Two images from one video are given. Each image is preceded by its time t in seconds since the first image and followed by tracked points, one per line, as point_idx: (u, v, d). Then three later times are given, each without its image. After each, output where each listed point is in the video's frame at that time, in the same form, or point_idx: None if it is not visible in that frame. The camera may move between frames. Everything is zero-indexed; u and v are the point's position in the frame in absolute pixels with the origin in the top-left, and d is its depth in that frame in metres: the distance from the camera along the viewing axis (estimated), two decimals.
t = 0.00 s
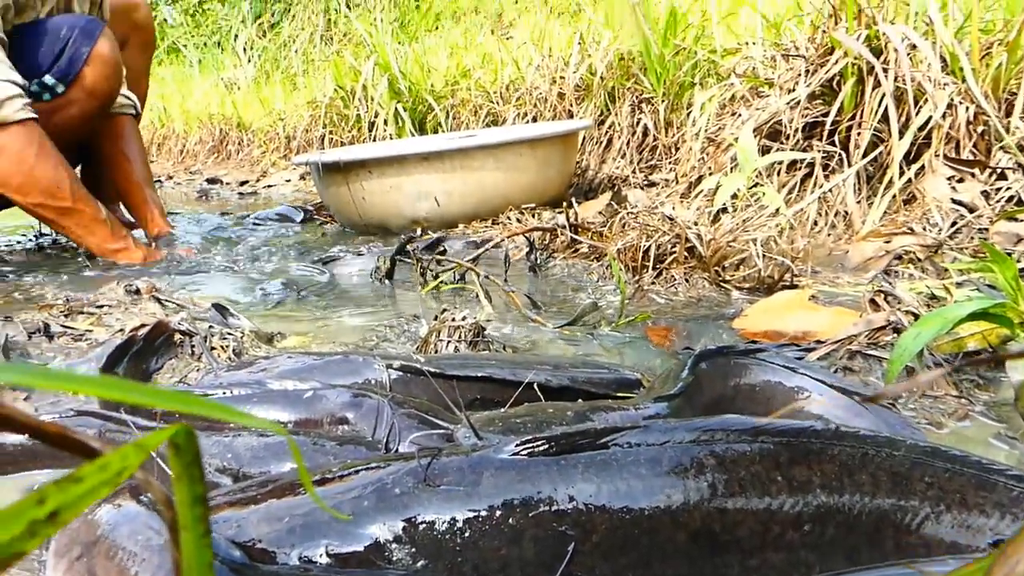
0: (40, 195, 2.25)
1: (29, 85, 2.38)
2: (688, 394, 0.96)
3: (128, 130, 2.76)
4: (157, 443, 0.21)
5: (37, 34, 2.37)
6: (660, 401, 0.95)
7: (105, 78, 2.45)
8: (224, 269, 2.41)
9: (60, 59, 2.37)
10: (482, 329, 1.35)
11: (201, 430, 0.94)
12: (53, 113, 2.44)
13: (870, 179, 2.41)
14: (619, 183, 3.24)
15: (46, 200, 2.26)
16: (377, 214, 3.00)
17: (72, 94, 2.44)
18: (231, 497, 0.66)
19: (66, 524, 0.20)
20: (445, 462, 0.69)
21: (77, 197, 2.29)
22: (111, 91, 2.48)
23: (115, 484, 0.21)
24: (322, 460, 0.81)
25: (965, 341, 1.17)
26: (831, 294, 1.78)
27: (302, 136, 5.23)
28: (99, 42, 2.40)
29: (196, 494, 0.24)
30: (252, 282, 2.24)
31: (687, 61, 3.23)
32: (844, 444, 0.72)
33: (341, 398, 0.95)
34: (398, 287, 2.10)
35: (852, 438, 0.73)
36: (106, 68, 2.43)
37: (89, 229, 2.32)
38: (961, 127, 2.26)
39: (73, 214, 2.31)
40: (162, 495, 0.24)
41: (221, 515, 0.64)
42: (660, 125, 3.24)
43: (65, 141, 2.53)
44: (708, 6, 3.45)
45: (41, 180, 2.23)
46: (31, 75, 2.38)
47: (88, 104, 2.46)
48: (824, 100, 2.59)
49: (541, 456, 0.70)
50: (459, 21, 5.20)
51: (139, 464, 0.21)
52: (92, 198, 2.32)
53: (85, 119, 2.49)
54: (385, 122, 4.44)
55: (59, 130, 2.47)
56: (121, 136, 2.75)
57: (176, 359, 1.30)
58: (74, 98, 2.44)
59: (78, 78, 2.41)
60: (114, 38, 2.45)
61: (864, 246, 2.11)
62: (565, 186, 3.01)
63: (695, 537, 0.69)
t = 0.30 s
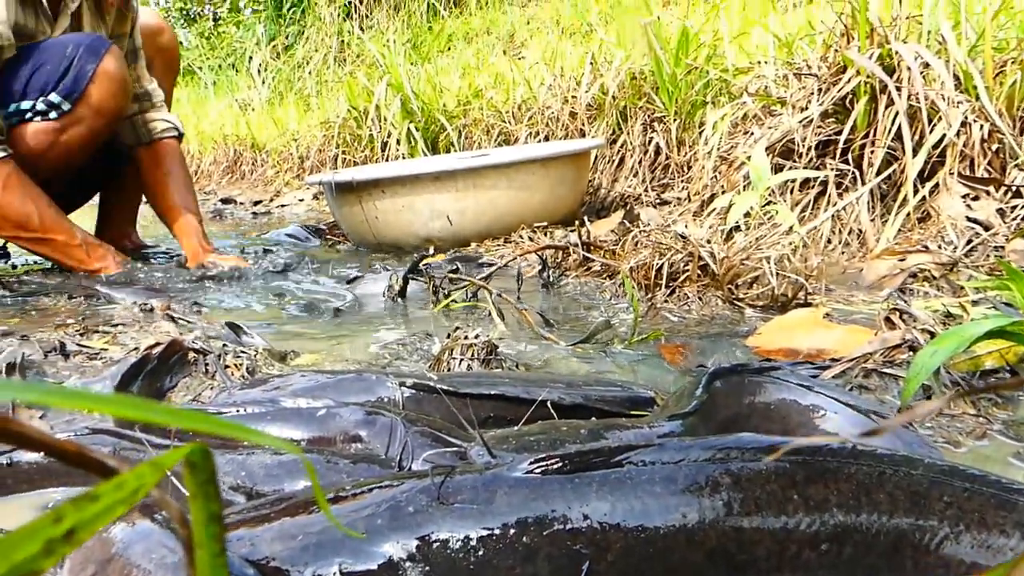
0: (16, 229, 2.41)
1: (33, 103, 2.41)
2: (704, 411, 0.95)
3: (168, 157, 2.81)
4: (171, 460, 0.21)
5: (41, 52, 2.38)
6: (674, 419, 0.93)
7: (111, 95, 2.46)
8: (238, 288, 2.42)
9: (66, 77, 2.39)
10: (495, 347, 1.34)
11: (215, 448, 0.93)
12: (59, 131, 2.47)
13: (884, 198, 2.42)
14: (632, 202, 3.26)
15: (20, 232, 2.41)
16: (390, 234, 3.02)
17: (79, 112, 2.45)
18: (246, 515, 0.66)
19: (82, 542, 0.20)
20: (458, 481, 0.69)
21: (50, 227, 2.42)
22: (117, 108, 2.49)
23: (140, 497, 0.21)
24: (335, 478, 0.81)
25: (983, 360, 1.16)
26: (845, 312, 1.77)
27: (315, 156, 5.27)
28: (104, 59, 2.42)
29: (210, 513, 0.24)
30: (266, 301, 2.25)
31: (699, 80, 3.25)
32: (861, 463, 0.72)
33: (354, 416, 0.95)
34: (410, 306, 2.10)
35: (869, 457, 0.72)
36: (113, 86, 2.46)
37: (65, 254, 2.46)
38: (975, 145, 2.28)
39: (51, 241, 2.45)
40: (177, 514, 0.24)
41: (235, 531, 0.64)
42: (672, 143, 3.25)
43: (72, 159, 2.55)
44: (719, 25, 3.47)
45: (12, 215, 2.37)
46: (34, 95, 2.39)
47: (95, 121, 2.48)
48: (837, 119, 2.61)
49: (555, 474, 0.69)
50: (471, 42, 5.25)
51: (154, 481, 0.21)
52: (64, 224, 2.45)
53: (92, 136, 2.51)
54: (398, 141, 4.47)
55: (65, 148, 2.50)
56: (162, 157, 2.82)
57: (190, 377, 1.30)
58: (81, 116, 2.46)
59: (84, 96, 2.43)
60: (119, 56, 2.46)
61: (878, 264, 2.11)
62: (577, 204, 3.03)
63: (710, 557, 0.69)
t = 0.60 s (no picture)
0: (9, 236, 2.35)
1: (28, 115, 2.39)
2: (712, 418, 0.95)
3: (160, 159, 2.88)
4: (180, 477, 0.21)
5: (37, 65, 2.40)
6: (682, 425, 0.93)
7: (106, 104, 2.47)
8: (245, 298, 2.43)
9: (61, 87, 2.39)
10: (502, 355, 1.34)
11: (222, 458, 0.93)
12: (55, 143, 2.45)
13: (889, 200, 2.44)
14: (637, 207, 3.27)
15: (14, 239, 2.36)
16: (396, 243, 3.04)
17: (74, 122, 2.45)
18: (254, 527, 0.66)
19: (91, 558, 0.20)
20: (466, 490, 0.69)
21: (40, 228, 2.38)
22: (114, 117, 2.50)
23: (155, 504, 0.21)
24: (343, 488, 0.81)
25: (991, 362, 1.15)
26: (852, 316, 1.77)
27: (320, 165, 5.29)
28: (99, 69, 2.43)
29: (221, 528, 0.24)
30: (272, 311, 2.26)
31: (702, 85, 3.27)
32: (869, 468, 0.72)
33: (362, 426, 0.94)
34: (416, 314, 2.10)
35: (878, 463, 0.72)
36: (109, 95, 2.47)
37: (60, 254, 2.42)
38: (979, 146, 2.30)
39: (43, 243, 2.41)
40: (187, 528, 0.24)
41: (244, 543, 0.64)
42: (677, 148, 3.27)
43: (70, 172, 2.53)
44: (722, 30, 3.49)
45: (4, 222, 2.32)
46: (29, 106, 2.38)
47: (92, 132, 2.49)
48: (841, 122, 2.62)
49: (563, 482, 0.69)
50: (475, 50, 5.27)
51: (165, 496, 0.21)
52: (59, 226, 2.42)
53: (89, 146, 2.50)
54: (402, 150, 4.49)
55: (62, 159, 2.48)
56: (152, 166, 2.89)
57: (197, 389, 1.30)
58: (77, 126, 2.46)
59: (79, 107, 2.43)
60: (115, 66, 2.48)
61: (884, 267, 2.12)
62: (582, 210, 3.05)
63: (720, 564, 0.69)
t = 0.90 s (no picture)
0: None
1: (44, 121, 2.42)
2: (717, 424, 0.95)
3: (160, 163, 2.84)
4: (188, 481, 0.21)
5: (54, 71, 2.42)
6: (687, 431, 0.93)
7: (119, 111, 2.47)
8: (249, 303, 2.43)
9: (76, 94, 2.40)
10: (505, 360, 1.33)
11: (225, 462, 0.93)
12: (69, 149, 2.48)
13: (893, 207, 2.44)
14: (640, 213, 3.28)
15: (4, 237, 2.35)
16: (399, 248, 3.06)
17: (88, 129, 2.46)
18: (258, 531, 0.66)
19: (97, 562, 0.20)
20: (471, 495, 0.69)
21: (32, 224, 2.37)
22: (126, 124, 2.50)
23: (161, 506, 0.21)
24: (347, 493, 0.81)
25: (998, 369, 1.15)
26: (856, 322, 1.76)
27: (324, 169, 5.30)
28: (112, 77, 2.44)
29: (228, 531, 0.24)
30: (275, 315, 2.26)
31: (705, 90, 3.28)
32: (877, 475, 0.71)
33: (366, 431, 0.94)
34: (419, 319, 2.10)
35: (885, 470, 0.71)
36: (123, 102, 2.47)
37: (52, 252, 2.41)
38: (984, 152, 2.30)
39: (34, 240, 2.40)
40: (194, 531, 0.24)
41: (248, 547, 0.64)
42: (680, 154, 3.27)
43: (81, 176, 2.55)
44: (725, 36, 3.50)
45: None
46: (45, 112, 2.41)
47: (104, 138, 2.49)
48: (845, 128, 2.65)
49: (568, 488, 0.69)
50: (478, 55, 5.29)
51: (173, 500, 0.21)
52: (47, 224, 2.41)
53: (101, 153, 2.52)
54: (405, 155, 4.50)
55: (74, 164, 2.50)
56: (152, 170, 2.85)
57: (201, 393, 1.28)
58: (90, 133, 2.47)
59: (92, 115, 2.44)
60: (128, 74, 2.49)
61: (889, 273, 2.13)
62: (585, 215, 3.06)
63: (726, 571, 0.68)
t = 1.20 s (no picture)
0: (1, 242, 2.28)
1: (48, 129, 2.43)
2: (721, 429, 0.94)
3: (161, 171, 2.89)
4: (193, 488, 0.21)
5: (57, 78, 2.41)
6: (690, 437, 0.93)
7: (123, 117, 2.48)
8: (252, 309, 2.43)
9: (79, 101, 2.40)
10: (509, 365, 1.33)
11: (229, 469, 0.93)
12: (73, 156, 2.50)
13: (897, 210, 2.48)
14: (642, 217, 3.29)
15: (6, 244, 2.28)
16: (404, 253, 3.10)
17: (91, 136, 2.48)
18: (261, 538, 0.66)
19: (105, 568, 0.20)
20: (475, 502, 0.69)
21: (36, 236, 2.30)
22: (129, 130, 2.51)
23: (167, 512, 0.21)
24: (351, 499, 0.81)
25: (1002, 373, 1.15)
26: (861, 326, 1.76)
27: (327, 175, 5.31)
28: (116, 83, 2.44)
29: (232, 536, 0.24)
30: (279, 321, 2.26)
31: (708, 94, 3.29)
32: (882, 480, 0.71)
33: (370, 436, 0.94)
34: (422, 324, 2.10)
35: (890, 474, 0.71)
36: (126, 109, 2.48)
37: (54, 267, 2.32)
38: (988, 155, 2.34)
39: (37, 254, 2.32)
40: (201, 537, 0.24)
41: (252, 554, 0.64)
42: (683, 158, 3.28)
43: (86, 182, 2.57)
44: (728, 40, 3.51)
45: None
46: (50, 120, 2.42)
47: (107, 144, 2.50)
48: (848, 132, 2.67)
49: (573, 493, 0.69)
50: (481, 61, 5.31)
51: (177, 505, 0.21)
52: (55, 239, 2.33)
53: (105, 159, 2.53)
54: (408, 160, 4.51)
55: (78, 171, 2.52)
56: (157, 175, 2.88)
57: (205, 399, 1.28)
58: (93, 140, 2.49)
59: (96, 121, 2.45)
60: (130, 79, 2.48)
61: (893, 277, 2.17)
62: (589, 220, 3.10)
63: None
